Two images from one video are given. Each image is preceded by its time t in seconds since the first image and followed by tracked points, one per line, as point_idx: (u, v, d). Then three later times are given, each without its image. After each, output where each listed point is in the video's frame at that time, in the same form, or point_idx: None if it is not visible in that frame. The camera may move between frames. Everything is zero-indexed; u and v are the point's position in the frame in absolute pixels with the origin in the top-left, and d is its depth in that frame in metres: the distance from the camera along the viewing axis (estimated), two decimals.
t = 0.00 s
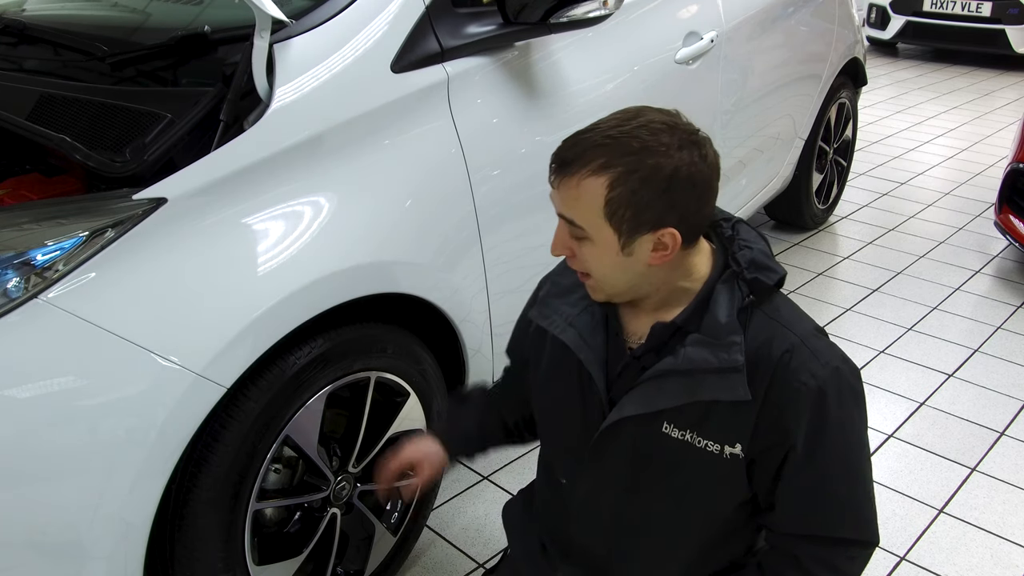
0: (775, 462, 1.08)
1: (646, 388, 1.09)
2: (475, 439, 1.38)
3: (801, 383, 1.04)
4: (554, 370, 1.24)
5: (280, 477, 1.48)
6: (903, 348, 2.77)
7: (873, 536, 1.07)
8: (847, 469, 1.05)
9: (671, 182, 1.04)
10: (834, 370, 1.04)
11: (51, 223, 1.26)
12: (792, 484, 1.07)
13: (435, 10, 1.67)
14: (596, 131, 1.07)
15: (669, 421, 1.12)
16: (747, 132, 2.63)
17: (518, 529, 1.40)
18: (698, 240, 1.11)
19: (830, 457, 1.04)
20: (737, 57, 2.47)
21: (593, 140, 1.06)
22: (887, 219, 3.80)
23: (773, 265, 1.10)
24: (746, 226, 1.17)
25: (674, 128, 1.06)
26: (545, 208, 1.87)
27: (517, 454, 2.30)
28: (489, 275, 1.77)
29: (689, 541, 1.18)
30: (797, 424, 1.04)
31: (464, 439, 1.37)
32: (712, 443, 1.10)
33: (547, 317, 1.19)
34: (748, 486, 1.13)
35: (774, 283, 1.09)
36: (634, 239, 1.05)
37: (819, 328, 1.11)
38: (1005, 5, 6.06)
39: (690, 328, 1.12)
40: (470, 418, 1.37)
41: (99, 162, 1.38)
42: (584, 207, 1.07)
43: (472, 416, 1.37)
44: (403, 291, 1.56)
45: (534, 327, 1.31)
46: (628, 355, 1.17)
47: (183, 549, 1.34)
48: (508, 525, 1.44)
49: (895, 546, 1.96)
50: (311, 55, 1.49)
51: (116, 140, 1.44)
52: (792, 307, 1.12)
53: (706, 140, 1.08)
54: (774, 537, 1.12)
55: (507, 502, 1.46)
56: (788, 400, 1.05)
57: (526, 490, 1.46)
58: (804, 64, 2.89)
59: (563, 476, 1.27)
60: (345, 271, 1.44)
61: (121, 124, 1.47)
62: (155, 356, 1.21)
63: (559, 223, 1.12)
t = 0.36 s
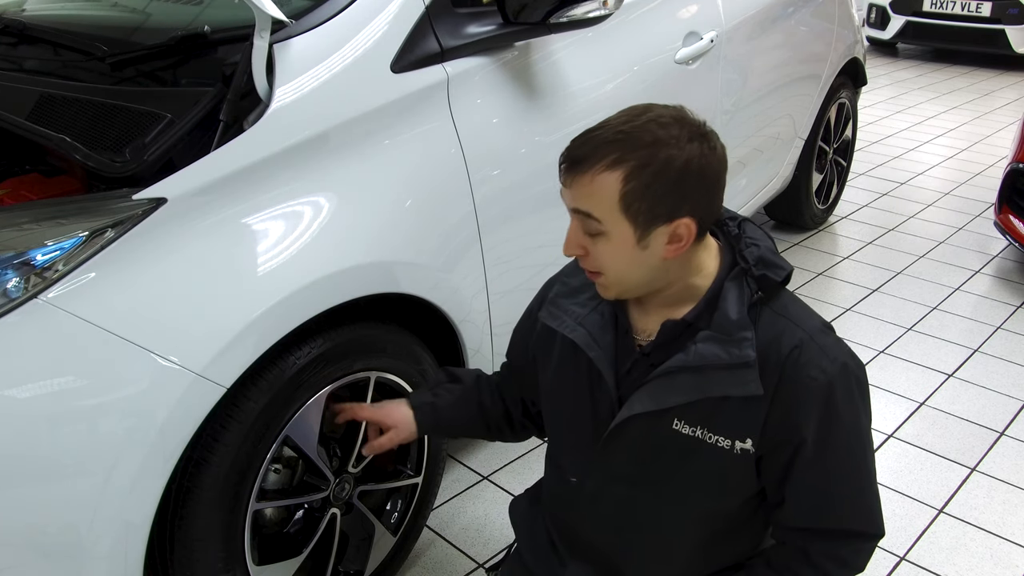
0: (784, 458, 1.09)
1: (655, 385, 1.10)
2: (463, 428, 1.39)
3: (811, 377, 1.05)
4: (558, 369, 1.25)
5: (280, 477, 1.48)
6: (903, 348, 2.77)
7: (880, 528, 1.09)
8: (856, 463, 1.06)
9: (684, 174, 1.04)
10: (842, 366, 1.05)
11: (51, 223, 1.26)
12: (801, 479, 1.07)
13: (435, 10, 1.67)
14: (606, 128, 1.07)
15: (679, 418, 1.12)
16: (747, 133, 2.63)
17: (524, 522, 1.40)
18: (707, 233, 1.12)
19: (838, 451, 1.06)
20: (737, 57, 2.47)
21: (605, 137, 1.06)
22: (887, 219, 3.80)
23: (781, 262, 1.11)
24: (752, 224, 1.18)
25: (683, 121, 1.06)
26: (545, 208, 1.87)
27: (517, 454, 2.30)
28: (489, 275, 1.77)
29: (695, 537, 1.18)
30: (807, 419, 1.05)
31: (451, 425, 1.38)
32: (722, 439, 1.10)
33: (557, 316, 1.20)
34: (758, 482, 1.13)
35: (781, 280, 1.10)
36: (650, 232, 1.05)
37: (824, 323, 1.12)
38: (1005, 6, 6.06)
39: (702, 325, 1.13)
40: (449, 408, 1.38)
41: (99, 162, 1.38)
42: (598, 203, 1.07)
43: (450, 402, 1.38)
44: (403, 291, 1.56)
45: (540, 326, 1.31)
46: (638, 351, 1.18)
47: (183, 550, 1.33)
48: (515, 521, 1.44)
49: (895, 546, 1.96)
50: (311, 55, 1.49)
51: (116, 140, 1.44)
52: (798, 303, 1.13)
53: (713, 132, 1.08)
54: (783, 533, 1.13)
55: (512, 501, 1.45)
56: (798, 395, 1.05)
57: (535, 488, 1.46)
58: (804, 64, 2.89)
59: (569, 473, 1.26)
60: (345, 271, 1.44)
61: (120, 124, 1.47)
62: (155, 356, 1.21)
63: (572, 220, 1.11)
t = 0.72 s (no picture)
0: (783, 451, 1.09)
1: (652, 384, 1.10)
2: (447, 452, 1.42)
3: (805, 366, 1.05)
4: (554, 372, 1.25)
5: (280, 478, 1.48)
6: (903, 348, 2.77)
7: (877, 516, 1.10)
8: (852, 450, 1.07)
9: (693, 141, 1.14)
10: (835, 353, 1.06)
11: (51, 223, 1.26)
12: (800, 470, 1.08)
13: (435, 10, 1.67)
14: (612, 122, 1.11)
15: (677, 416, 1.12)
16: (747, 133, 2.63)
17: (525, 521, 1.40)
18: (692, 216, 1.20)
19: (834, 439, 1.06)
20: (737, 58, 2.47)
21: (624, 123, 1.10)
22: (887, 219, 3.80)
23: (768, 254, 1.12)
24: (735, 219, 1.20)
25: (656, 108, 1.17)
26: (545, 208, 1.87)
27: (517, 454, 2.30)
28: (489, 275, 1.76)
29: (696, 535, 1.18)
30: (804, 409, 1.05)
31: (433, 448, 1.41)
32: (722, 434, 1.10)
33: (548, 326, 1.22)
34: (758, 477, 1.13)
35: (768, 272, 1.11)
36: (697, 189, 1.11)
37: (816, 311, 1.12)
38: (1005, 5, 6.06)
39: (694, 322, 1.15)
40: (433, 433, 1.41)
41: (99, 162, 1.38)
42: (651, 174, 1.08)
43: (434, 426, 1.41)
44: (403, 291, 1.56)
45: (531, 338, 1.33)
46: (633, 353, 1.19)
47: (183, 549, 1.33)
48: (517, 516, 1.43)
49: (895, 546, 1.96)
50: (311, 55, 1.49)
51: (117, 140, 1.44)
52: (789, 294, 1.14)
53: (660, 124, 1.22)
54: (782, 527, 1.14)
55: (512, 501, 1.44)
56: (794, 385, 1.06)
57: (535, 488, 1.45)
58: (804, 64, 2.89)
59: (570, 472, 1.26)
60: (345, 271, 1.44)
61: (120, 124, 1.47)
62: (155, 356, 1.21)
63: (615, 205, 1.09)
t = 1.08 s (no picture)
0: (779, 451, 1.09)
1: (646, 388, 1.11)
2: (439, 451, 1.43)
3: (799, 367, 1.05)
4: (551, 373, 1.25)
5: (280, 478, 1.48)
6: (903, 348, 2.77)
7: (875, 515, 1.10)
8: (847, 449, 1.07)
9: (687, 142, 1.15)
10: (828, 353, 1.06)
11: (51, 223, 1.26)
12: (797, 470, 1.08)
13: (435, 10, 1.67)
14: (607, 121, 1.11)
15: (672, 420, 1.12)
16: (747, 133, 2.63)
17: (524, 523, 1.40)
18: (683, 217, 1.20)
19: (830, 439, 1.06)
20: (737, 58, 2.47)
21: (617, 121, 1.10)
22: (887, 220, 3.81)
23: (758, 255, 1.13)
24: (727, 219, 1.19)
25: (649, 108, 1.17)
26: (545, 207, 1.87)
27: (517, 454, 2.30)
28: (489, 275, 1.76)
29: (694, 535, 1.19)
30: (798, 410, 1.05)
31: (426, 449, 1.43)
32: (717, 437, 1.10)
33: (542, 331, 1.22)
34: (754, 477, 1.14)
35: (760, 273, 1.12)
36: (690, 189, 1.12)
37: (810, 310, 1.12)
38: (1005, 5, 6.06)
39: (687, 325, 1.15)
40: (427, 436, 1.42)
41: (99, 162, 1.38)
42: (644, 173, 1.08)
43: (427, 426, 1.42)
44: (403, 291, 1.56)
45: (526, 342, 1.33)
46: (628, 357, 1.19)
47: (183, 550, 1.33)
48: (515, 517, 1.43)
49: (895, 546, 1.96)
50: (311, 55, 1.49)
51: (117, 140, 1.44)
52: (782, 293, 1.14)
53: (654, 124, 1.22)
54: (779, 526, 1.14)
55: (511, 502, 1.44)
56: (789, 386, 1.06)
57: (535, 489, 1.45)
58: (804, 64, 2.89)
59: (570, 475, 1.26)
60: (345, 271, 1.44)
61: (120, 124, 1.47)
62: (155, 357, 1.21)
63: (608, 202, 1.09)
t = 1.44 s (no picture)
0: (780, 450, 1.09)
1: (647, 388, 1.11)
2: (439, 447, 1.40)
3: (800, 366, 1.05)
4: (551, 373, 1.25)
5: (280, 477, 1.48)
6: (903, 348, 2.77)
7: (876, 515, 1.10)
8: (848, 449, 1.07)
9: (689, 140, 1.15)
10: (829, 352, 1.06)
11: (51, 223, 1.26)
12: (798, 469, 1.08)
13: (435, 10, 1.67)
14: (609, 118, 1.11)
15: (674, 418, 1.12)
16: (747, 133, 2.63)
17: (524, 523, 1.40)
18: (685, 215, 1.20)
19: (830, 438, 1.06)
20: (737, 58, 2.48)
21: (619, 119, 1.10)
22: (888, 220, 3.81)
23: (761, 254, 1.13)
24: (727, 219, 1.19)
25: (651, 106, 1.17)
26: (545, 207, 1.87)
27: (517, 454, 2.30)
28: (490, 275, 1.77)
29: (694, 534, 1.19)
30: (799, 409, 1.05)
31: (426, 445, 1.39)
32: (719, 436, 1.10)
33: (542, 331, 1.22)
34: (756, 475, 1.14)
35: (762, 272, 1.12)
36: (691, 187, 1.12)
37: (811, 310, 1.12)
38: (1005, 6, 6.06)
39: (688, 324, 1.15)
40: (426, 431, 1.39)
41: (99, 162, 1.38)
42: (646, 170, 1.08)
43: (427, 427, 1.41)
44: (403, 291, 1.56)
45: (527, 342, 1.33)
46: (629, 357, 1.19)
47: (183, 549, 1.33)
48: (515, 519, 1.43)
49: (895, 546, 1.96)
50: (311, 55, 1.49)
51: (117, 140, 1.44)
52: (783, 292, 1.13)
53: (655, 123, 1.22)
54: (780, 526, 1.14)
55: (512, 502, 1.44)
56: (790, 385, 1.06)
57: (535, 490, 1.45)
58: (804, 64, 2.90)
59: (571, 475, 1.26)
60: (345, 271, 1.44)
61: (121, 124, 1.47)
62: (155, 356, 1.21)
63: (610, 199, 1.09)
